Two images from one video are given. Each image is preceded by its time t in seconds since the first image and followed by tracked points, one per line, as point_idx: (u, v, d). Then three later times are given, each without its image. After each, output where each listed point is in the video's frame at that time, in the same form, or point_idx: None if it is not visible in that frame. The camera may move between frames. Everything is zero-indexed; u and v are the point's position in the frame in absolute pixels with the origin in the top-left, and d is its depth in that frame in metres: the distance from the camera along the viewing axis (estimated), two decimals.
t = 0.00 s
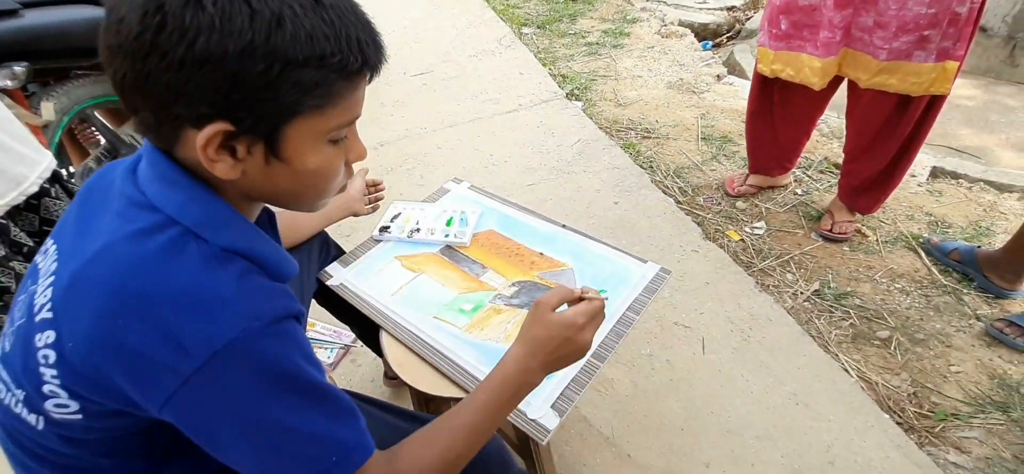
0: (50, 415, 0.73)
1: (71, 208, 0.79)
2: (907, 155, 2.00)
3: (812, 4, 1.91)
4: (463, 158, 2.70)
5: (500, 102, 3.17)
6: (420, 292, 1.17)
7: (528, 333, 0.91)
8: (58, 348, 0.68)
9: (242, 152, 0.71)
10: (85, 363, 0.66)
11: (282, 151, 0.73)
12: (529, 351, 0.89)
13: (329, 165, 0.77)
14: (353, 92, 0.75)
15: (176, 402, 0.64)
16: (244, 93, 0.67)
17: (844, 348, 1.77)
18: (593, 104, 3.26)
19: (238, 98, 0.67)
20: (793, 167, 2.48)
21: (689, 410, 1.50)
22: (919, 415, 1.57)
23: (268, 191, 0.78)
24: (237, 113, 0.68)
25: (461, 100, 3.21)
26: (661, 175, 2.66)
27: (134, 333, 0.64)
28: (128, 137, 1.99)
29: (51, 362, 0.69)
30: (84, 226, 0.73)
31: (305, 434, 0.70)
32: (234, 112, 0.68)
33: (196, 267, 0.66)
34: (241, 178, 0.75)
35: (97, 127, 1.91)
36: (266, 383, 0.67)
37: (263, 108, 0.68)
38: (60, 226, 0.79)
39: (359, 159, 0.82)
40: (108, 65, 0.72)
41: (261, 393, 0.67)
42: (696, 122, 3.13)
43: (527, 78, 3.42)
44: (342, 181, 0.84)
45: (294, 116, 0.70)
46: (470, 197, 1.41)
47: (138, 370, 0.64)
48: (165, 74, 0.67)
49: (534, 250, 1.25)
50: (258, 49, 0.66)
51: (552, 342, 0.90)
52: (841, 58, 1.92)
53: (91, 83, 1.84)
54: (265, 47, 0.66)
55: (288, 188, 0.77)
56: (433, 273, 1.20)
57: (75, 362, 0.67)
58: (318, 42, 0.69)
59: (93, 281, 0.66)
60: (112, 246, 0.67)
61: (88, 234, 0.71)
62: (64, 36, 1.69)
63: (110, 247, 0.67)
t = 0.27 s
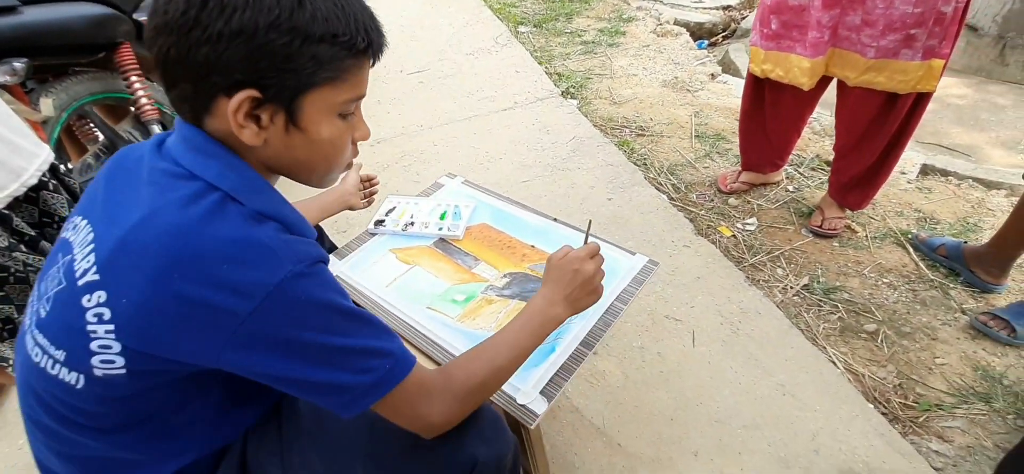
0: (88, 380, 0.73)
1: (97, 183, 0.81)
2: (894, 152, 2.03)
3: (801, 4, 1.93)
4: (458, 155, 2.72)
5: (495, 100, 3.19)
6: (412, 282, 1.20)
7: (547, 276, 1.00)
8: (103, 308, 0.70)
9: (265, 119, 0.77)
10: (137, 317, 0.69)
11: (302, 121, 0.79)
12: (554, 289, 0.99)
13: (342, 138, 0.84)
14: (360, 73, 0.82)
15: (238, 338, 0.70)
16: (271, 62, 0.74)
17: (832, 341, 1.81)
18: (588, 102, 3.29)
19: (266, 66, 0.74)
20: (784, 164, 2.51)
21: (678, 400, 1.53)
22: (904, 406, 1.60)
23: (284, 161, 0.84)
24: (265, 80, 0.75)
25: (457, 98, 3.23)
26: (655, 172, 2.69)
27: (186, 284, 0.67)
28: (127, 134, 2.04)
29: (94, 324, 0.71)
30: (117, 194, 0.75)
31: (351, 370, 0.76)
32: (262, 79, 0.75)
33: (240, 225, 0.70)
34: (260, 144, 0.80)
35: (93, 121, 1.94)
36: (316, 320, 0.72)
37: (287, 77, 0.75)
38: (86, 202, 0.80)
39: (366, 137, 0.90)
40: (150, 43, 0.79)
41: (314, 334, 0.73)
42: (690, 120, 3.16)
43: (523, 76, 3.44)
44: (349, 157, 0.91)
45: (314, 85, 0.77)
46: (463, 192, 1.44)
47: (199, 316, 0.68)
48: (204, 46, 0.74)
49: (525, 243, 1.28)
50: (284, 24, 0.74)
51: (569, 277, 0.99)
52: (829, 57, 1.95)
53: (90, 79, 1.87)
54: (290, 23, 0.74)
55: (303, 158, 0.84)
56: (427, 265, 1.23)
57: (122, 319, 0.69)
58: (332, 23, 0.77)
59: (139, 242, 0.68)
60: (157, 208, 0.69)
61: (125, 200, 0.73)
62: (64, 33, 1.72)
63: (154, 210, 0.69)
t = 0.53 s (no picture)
0: (96, 360, 0.75)
1: (105, 173, 0.83)
2: (885, 149, 2.06)
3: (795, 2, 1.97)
4: (455, 152, 2.75)
5: (492, 98, 3.22)
6: (408, 274, 1.22)
7: (541, 270, 1.03)
8: (113, 290, 0.72)
9: (277, 115, 0.76)
10: (145, 300, 0.70)
11: (313, 118, 0.78)
12: (548, 284, 1.01)
13: (348, 137, 0.84)
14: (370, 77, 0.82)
15: (244, 321, 0.72)
16: (289, 61, 0.73)
17: (823, 335, 1.83)
18: (584, 100, 3.32)
19: (284, 65, 0.73)
20: (778, 162, 2.54)
21: (670, 392, 1.56)
22: (892, 398, 1.63)
23: (293, 159, 0.83)
24: (282, 77, 0.74)
25: (454, 96, 3.25)
26: (650, 169, 2.72)
27: (195, 269, 0.70)
28: (127, 131, 2.04)
29: (104, 306, 0.72)
30: (127, 183, 0.77)
31: (353, 355, 0.78)
32: (279, 76, 0.74)
33: (248, 213, 0.72)
34: (270, 140, 0.80)
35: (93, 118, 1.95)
36: (320, 306, 0.75)
37: (303, 77, 0.74)
38: (95, 191, 0.82)
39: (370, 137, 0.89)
40: (172, 37, 0.78)
41: (318, 318, 0.75)
42: (685, 118, 3.18)
43: (520, 74, 3.47)
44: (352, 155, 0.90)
45: (329, 85, 0.77)
46: (458, 187, 1.46)
47: (207, 299, 0.70)
48: (225, 41, 0.73)
49: (518, 236, 1.30)
50: (305, 25, 0.73)
51: (562, 272, 1.02)
52: (823, 53, 1.99)
53: (90, 75, 1.88)
54: (310, 25, 0.74)
55: (309, 155, 0.82)
56: (422, 258, 1.25)
57: (132, 302, 0.71)
58: (350, 29, 0.77)
59: (150, 228, 0.71)
60: (166, 195, 0.72)
61: (135, 188, 0.75)
62: (64, 29, 1.74)
63: (164, 197, 0.71)
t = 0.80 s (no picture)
0: (94, 355, 0.76)
1: (103, 168, 0.83)
2: (883, 150, 2.07)
3: (793, 2, 1.97)
4: (454, 151, 2.75)
5: (491, 97, 3.22)
6: (405, 271, 1.22)
7: (537, 266, 1.03)
8: (110, 285, 0.72)
9: (279, 115, 0.77)
10: (143, 294, 0.71)
11: (314, 121, 0.79)
12: (545, 279, 1.00)
13: (345, 142, 0.85)
14: (373, 88, 0.82)
15: (242, 315, 0.72)
16: (298, 65, 0.74)
17: (819, 334, 1.84)
18: (583, 100, 3.32)
19: (291, 68, 0.73)
20: (775, 162, 2.54)
21: (665, 390, 1.56)
22: (887, 397, 1.64)
23: (290, 159, 0.83)
24: (288, 79, 0.74)
25: (453, 95, 3.26)
26: (648, 169, 2.73)
27: (193, 263, 0.70)
28: (127, 128, 2.04)
29: (101, 301, 0.73)
30: (125, 178, 0.77)
31: (351, 348, 0.79)
32: (286, 79, 0.74)
33: (246, 208, 0.72)
34: (267, 138, 0.80)
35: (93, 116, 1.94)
36: (318, 300, 0.75)
37: (309, 82, 0.75)
38: (93, 186, 0.82)
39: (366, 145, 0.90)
40: (185, 29, 0.78)
41: (316, 312, 0.75)
42: (684, 118, 3.19)
43: (519, 73, 3.47)
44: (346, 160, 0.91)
45: (333, 91, 0.77)
46: (456, 184, 1.47)
47: (205, 293, 0.71)
48: (236, 40, 0.74)
49: (515, 234, 1.31)
50: (316, 33, 0.74)
51: (560, 267, 1.01)
52: (820, 54, 1.99)
53: (89, 72, 1.88)
54: (321, 33, 0.74)
55: (306, 156, 0.83)
56: (418, 255, 1.26)
57: (130, 296, 0.71)
58: (360, 40, 0.77)
59: (148, 222, 0.71)
60: (165, 190, 0.72)
61: (133, 183, 0.76)
62: (64, 27, 1.73)
63: (162, 192, 0.72)
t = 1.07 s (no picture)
0: (82, 364, 0.74)
1: (92, 172, 0.81)
2: (884, 152, 2.06)
3: (794, 3, 1.96)
4: (453, 151, 2.73)
5: (491, 97, 3.20)
6: (402, 274, 1.21)
7: (540, 272, 1.01)
8: (98, 292, 0.70)
9: (274, 118, 0.75)
10: (133, 302, 0.69)
11: (310, 125, 0.77)
12: (546, 285, 0.99)
13: (342, 148, 0.83)
14: (372, 93, 0.80)
15: (235, 323, 0.70)
16: (294, 68, 0.72)
17: (820, 338, 1.83)
18: (583, 100, 3.30)
19: (288, 70, 0.72)
20: (776, 163, 2.53)
21: (666, 394, 1.55)
22: (889, 402, 1.62)
23: (284, 163, 0.81)
24: (285, 82, 0.72)
25: (453, 95, 3.24)
26: (648, 169, 2.71)
27: (183, 270, 0.68)
28: (123, 127, 2.01)
29: (89, 309, 0.71)
30: (115, 182, 0.75)
31: (347, 356, 0.76)
32: (282, 81, 0.72)
33: (239, 213, 0.70)
34: (261, 142, 0.77)
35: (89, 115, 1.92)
36: (313, 307, 0.73)
37: (306, 84, 0.73)
38: (81, 190, 0.80)
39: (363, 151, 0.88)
40: (179, 28, 0.76)
41: (311, 319, 0.73)
42: (684, 118, 3.17)
43: (519, 73, 3.45)
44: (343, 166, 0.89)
45: (329, 96, 0.75)
46: (454, 186, 1.45)
47: (197, 301, 0.69)
48: (231, 40, 0.72)
49: (515, 237, 1.29)
50: (314, 36, 0.72)
51: (562, 275, 1.00)
52: (820, 57, 1.96)
53: (85, 71, 1.85)
54: (320, 36, 0.72)
55: (300, 161, 0.81)
56: (416, 258, 1.24)
57: (118, 304, 0.70)
58: (359, 44, 0.76)
59: (136, 228, 0.69)
60: (155, 195, 0.70)
61: (123, 187, 0.74)
62: (58, 26, 1.71)
63: (152, 196, 0.70)
